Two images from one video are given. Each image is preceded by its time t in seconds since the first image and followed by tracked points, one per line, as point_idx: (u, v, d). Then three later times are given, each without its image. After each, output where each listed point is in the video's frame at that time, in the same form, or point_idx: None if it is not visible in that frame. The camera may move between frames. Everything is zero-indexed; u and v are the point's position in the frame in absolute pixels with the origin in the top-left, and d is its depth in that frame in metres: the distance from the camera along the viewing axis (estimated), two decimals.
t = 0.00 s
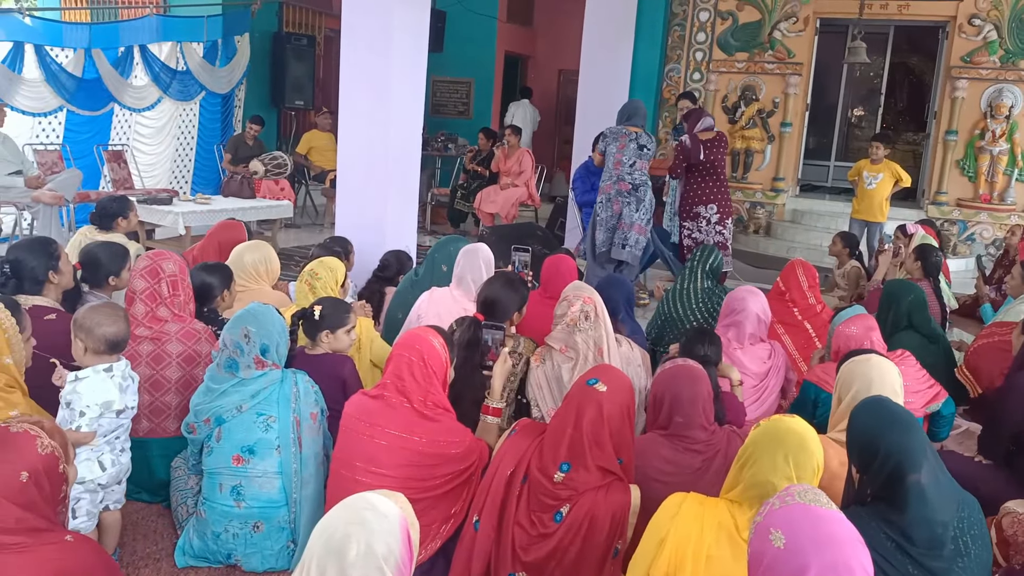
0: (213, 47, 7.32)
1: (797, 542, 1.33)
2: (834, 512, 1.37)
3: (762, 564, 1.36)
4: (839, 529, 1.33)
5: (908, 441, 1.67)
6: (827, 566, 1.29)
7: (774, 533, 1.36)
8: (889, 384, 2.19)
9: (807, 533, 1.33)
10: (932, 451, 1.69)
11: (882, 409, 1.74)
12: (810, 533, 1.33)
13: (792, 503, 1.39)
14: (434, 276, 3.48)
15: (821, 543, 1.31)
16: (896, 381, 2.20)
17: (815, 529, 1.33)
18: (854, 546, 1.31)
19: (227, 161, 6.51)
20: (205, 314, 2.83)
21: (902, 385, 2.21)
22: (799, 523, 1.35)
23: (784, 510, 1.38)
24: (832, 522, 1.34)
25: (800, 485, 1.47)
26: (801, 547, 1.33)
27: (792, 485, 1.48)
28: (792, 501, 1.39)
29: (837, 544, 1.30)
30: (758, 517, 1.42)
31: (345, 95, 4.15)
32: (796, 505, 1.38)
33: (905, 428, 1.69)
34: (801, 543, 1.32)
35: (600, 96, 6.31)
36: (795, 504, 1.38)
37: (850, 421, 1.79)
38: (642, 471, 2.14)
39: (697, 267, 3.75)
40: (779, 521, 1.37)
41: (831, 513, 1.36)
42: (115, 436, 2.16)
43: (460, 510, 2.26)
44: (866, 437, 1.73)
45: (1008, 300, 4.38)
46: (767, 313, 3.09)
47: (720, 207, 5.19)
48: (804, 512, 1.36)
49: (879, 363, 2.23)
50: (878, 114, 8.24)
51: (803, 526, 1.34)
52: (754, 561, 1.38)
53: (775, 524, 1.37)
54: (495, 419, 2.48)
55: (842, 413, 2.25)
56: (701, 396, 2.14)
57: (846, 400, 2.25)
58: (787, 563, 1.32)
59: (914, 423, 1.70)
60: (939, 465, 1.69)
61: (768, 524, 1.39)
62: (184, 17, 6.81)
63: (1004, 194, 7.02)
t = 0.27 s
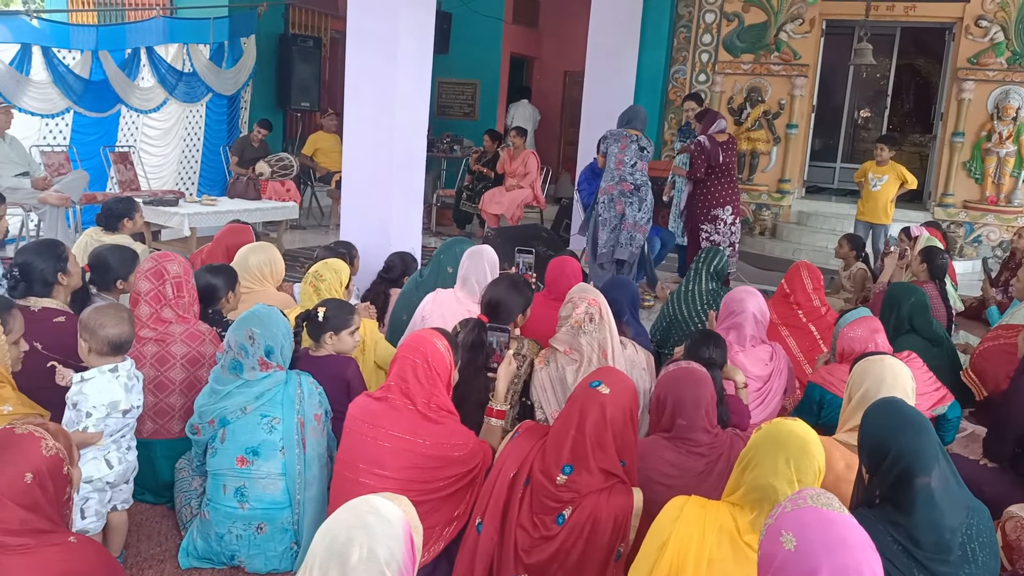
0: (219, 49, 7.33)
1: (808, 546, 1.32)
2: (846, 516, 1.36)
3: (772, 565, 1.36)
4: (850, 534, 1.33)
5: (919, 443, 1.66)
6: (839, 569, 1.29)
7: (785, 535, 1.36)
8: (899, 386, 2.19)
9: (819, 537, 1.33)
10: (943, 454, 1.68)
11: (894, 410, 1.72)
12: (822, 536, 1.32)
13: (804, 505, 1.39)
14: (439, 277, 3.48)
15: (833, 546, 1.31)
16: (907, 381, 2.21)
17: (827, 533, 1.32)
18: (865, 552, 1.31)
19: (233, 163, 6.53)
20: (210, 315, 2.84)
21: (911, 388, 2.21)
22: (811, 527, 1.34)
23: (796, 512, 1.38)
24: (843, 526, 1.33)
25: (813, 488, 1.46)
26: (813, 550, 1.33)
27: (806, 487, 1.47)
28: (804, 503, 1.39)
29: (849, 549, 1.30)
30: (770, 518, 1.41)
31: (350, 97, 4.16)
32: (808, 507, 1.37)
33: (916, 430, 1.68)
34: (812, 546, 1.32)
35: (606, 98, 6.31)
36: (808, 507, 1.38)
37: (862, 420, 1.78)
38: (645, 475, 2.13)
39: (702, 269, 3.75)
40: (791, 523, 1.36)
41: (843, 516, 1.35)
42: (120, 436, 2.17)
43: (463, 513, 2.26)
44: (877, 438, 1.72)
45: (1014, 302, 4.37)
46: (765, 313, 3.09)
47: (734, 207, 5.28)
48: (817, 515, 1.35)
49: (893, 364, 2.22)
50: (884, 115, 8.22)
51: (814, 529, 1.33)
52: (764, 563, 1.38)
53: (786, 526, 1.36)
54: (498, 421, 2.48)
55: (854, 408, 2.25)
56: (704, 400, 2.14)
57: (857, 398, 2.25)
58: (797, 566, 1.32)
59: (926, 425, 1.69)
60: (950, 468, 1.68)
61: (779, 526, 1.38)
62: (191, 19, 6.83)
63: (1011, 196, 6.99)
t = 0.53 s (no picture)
0: (222, 51, 7.34)
1: (803, 551, 1.32)
2: (842, 522, 1.36)
3: (767, 570, 1.36)
4: (844, 540, 1.33)
5: (917, 445, 1.66)
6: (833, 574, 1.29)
7: (780, 539, 1.36)
8: (909, 393, 2.17)
9: (813, 542, 1.33)
10: (942, 457, 1.67)
11: (894, 412, 1.73)
12: (816, 542, 1.32)
13: (799, 510, 1.39)
14: (439, 279, 3.47)
15: (828, 551, 1.31)
16: (917, 387, 2.19)
17: (821, 539, 1.33)
18: (860, 558, 1.31)
19: (235, 165, 6.54)
20: (210, 317, 2.86)
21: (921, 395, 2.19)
22: (806, 532, 1.34)
23: (791, 517, 1.38)
24: (838, 532, 1.34)
25: (809, 493, 1.47)
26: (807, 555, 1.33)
27: (801, 492, 1.48)
28: (799, 509, 1.39)
29: (843, 555, 1.30)
30: (765, 523, 1.42)
31: (351, 100, 4.17)
32: (803, 513, 1.38)
33: (914, 432, 1.68)
34: (807, 550, 1.32)
35: (607, 100, 6.31)
36: (803, 512, 1.38)
37: (862, 422, 1.78)
38: (643, 479, 2.14)
39: (707, 273, 3.76)
40: (786, 527, 1.37)
41: (838, 522, 1.35)
42: (111, 440, 2.19)
43: (461, 516, 2.26)
44: (876, 440, 1.72)
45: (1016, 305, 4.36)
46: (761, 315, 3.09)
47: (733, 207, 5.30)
48: (811, 520, 1.36)
49: (905, 371, 2.20)
50: (886, 117, 8.22)
51: (809, 534, 1.34)
52: (759, 568, 1.38)
53: (781, 531, 1.37)
54: (498, 425, 2.48)
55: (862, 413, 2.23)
56: (703, 403, 2.14)
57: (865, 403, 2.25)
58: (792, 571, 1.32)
59: (925, 428, 1.69)
60: (948, 472, 1.68)
61: (774, 531, 1.38)
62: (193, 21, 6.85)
63: (1013, 198, 6.98)
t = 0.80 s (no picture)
0: (223, 53, 7.35)
1: (796, 553, 1.32)
2: (836, 525, 1.36)
3: (761, 572, 1.36)
4: (838, 542, 1.33)
5: (915, 446, 1.66)
6: None
7: (774, 541, 1.37)
8: (917, 399, 2.15)
9: (807, 545, 1.33)
10: (941, 459, 1.67)
11: (894, 413, 1.73)
12: (810, 544, 1.32)
13: (794, 512, 1.39)
14: (438, 282, 3.48)
15: (821, 555, 1.31)
16: (926, 394, 2.16)
17: (815, 541, 1.33)
18: (853, 562, 1.31)
19: (236, 166, 6.55)
20: (209, 320, 2.87)
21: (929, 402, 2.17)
22: (800, 535, 1.34)
23: (785, 519, 1.38)
24: (832, 535, 1.34)
25: (804, 495, 1.47)
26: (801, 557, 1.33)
27: (796, 494, 1.48)
28: (794, 511, 1.39)
29: (837, 557, 1.30)
30: (760, 525, 1.42)
31: (351, 102, 4.18)
32: (798, 515, 1.38)
33: (913, 433, 1.68)
34: (800, 553, 1.32)
35: (609, 102, 6.31)
36: (797, 514, 1.38)
37: (862, 423, 1.78)
38: (640, 482, 2.14)
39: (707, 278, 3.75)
40: (780, 529, 1.37)
41: (834, 526, 1.35)
42: (109, 440, 2.19)
43: (459, 519, 2.27)
44: (875, 440, 1.73)
45: (1016, 308, 4.36)
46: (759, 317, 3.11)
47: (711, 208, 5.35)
48: (806, 523, 1.36)
49: (916, 377, 2.17)
50: (887, 119, 8.22)
51: (803, 537, 1.34)
52: (753, 569, 1.38)
53: (775, 533, 1.37)
54: (495, 428, 2.48)
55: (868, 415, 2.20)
56: (701, 406, 2.14)
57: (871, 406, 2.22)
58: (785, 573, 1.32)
59: (924, 428, 1.69)
60: (947, 474, 1.67)
61: (768, 533, 1.39)
62: (195, 23, 6.85)
63: (1014, 201, 6.97)
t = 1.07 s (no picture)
0: (224, 56, 7.36)
1: (791, 556, 1.32)
2: (831, 528, 1.36)
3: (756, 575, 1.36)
4: (833, 545, 1.33)
5: (923, 448, 1.65)
6: None
7: (769, 544, 1.37)
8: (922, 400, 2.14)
9: (802, 548, 1.33)
10: (948, 461, 1.67)
11: (903, 414, 1.72)
12: (806, 548, 1.32)
13: (788, 515, 1.39)
14: (437, 285, 3.48)
15: (815, 558, 1.31)
16: (931, 394, 2.16)
17: (810, 545, 1.33)
18: (848, 565, 1.30)
19: (237, 168, 6.56)
20: (209, 322, 2.88)
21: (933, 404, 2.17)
22: (795, 538, 1.34)
23: (780, 522, 1.38)
24: (827, 537, 1.34)
25: (798, 497, 1.47)
26: (795, 561, 1.33)
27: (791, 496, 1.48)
28: (788, 514, 1.39)
29: (832, 560, 1.30)
30: (755, 528, 1.42)
31: (351, 105, 4.19)
32: (793, 518, 1.38)
33: (922, 434, 1.67)
34: (795, 556, 1.32)
35: (609, 104, 6.32)
36: (792, 517, 1.38)
37: (871, 423, 1.78)
38: (637, 483, 2.14)
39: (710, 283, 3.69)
40: (774, 532, 1.37)
41: (828, 529, 1.35)
42: (109, 442, 2.19)
43: (457, 520, 2.27)
44: (883, 440, 1.72)
45: (1016, 310, 4.36)
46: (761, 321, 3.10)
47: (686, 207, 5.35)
48: (800, 526, 1.36)
49: (921, 377, 2.17)
50: (888, 121, 8.23)
51: (798, 540, 1.34)
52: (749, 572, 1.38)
53: (770, 536, 1.37)
54: (494, 430, 2.47)
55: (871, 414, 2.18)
56: (699, 409, 2.14)
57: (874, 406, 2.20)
58: None
59: (933, 431, 1.68)
60: (953, 477, 1.67)
61: (763, 536, 1.39)
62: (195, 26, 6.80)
63: (1015, 203, 6.97)
